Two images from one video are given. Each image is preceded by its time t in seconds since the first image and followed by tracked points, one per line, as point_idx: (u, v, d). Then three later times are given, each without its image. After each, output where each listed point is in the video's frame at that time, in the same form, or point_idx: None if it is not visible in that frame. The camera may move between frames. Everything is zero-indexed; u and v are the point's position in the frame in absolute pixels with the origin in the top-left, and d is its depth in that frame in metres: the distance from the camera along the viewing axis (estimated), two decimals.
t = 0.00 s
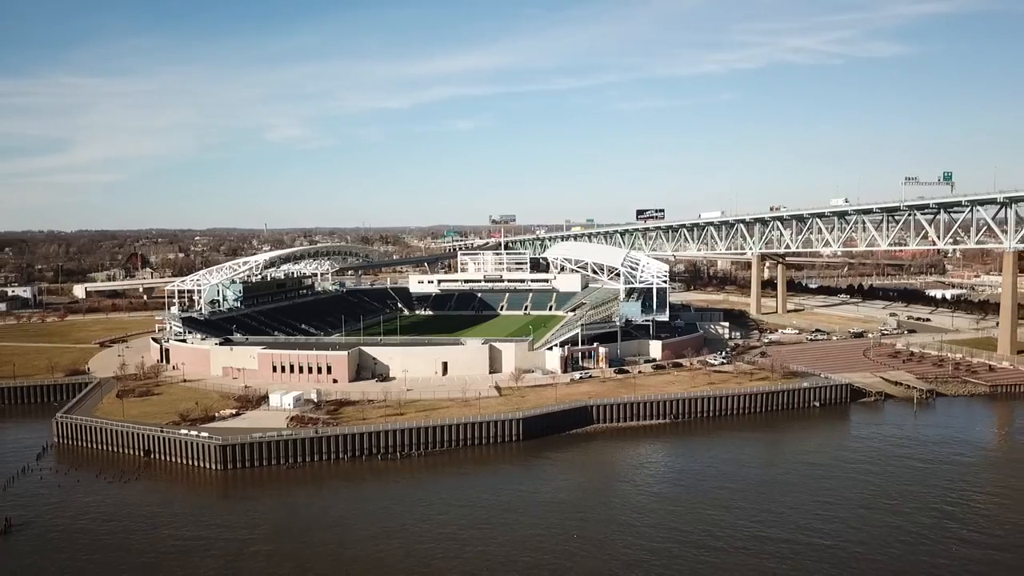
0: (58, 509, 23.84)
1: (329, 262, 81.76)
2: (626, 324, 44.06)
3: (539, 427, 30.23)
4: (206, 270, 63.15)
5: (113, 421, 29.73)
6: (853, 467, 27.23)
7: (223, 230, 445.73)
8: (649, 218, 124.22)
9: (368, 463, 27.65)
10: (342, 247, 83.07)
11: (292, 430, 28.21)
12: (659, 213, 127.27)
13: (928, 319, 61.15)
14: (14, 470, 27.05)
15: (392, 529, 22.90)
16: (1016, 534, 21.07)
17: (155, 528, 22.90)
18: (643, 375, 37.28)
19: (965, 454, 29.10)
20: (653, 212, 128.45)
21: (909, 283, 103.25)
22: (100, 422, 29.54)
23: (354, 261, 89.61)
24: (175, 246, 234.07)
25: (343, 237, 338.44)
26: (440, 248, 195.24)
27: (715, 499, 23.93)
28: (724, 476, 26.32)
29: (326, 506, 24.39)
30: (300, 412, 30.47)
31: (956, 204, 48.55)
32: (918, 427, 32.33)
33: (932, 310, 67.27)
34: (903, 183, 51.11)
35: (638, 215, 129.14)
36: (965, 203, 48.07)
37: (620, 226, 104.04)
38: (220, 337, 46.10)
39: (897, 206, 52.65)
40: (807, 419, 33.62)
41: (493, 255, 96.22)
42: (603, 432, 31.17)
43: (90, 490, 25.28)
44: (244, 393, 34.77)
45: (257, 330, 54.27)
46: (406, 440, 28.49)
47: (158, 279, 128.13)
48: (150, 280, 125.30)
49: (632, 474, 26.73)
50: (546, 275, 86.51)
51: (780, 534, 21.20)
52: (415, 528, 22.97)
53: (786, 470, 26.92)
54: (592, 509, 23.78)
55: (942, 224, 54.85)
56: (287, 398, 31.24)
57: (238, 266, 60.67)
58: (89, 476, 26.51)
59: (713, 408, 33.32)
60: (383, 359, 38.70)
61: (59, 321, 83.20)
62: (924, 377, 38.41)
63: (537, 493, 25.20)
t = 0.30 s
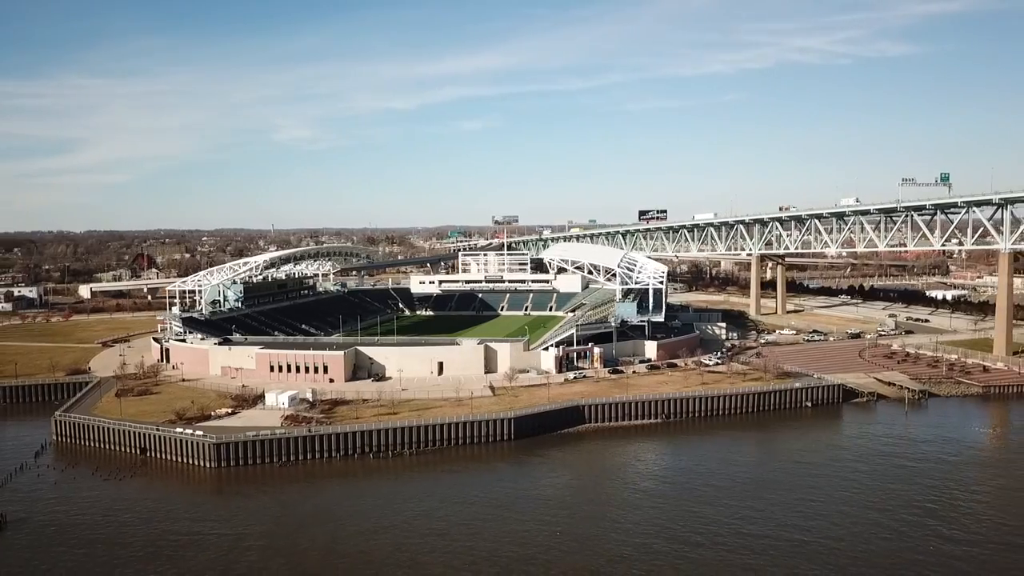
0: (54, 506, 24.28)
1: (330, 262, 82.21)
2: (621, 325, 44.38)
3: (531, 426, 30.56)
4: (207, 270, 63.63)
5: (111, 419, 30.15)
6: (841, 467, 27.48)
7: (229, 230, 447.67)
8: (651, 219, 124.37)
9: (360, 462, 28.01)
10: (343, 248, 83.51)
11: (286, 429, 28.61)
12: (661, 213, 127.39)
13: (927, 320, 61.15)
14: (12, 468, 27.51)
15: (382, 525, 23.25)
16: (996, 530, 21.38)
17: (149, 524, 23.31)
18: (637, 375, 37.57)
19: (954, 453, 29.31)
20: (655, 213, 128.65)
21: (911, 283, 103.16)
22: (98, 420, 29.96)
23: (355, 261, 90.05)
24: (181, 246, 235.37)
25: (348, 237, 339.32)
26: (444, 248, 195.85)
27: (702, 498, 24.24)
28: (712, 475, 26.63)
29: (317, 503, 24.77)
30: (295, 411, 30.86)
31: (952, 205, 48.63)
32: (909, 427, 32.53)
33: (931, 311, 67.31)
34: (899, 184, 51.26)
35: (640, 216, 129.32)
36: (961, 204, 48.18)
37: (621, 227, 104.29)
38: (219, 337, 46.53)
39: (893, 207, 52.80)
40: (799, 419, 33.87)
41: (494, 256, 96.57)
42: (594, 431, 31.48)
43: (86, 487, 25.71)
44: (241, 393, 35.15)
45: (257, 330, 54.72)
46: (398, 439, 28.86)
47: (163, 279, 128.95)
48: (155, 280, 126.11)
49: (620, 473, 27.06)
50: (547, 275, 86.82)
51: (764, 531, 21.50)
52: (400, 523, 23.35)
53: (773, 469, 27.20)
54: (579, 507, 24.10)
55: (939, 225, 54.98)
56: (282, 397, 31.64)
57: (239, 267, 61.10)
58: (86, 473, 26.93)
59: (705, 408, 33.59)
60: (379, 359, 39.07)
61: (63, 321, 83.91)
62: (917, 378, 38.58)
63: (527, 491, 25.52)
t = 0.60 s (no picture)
0: (51, 502, 24.70)
1: (331, 263, 82.59)
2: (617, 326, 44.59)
3: (523, 426, 30.85)
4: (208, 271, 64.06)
5: (108, 418, 30.56)
6: (828, 467, 27.67)
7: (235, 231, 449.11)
8: (654, 220, 124.53)
9: (353, 460, 28.32)
10: (345, 249, 83.90)
11: (280, 428, 28.95)
12: (663, 215, 127.47)
13: (925, 321, 61.10)
14: (11, 465, 27.94)
15: (372, 521, 23.58)
16: (978, 527, 21.57)
17: (143, 520, 23.68)
18: (631, 375, 37.78)
19: (943, 453, 29.44)
20: (658, 214, 128.80)
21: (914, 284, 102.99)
22: (95, 419, 30.33)
23: (357, 262, 90.47)
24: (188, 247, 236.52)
25: (354, 238, 340.44)
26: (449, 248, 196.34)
27: (688, 497, 24.47)
28: (699, 473, 26.88)
29: (309, 501, 25.08)
30: (289, 410, 31.21)
31: (948, 207, 48.69)
32: (900, 427, 32.70)
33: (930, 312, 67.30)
34: (896, 185, 51.41)
35: (643, 216, 129.44)
36: (957, 206, 48.28)
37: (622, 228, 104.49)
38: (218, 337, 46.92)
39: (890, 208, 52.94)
40: (790, 419, 34.06)
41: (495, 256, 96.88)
42: (586, 431, 31.75)
43: (83, 484, 26.12)
44: (238, 392, 35.48)
45: (257, 330, 55.11)
46: (391, 438, 29.19)
47: (168, 280, 129.66)
48: (161, 280, 126.76)
49: (609, 471, 27.31)
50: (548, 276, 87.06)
51: (747, 528, 21.76)
52: (389, 519, 23.69)
53: (761, 468, 27.42)
54: (567, 504, 24.38)
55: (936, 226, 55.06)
56: (277, 396, 31.98)
57: (239, 267, 61.45)
58: (83, 471, 27.35)
59: (696, 408, 33.79)
60: (375, 359, 39.39)
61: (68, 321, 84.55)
62: (911, 379, 38.71)
63: (516, 489, 25.81)
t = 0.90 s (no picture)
0: (48, 499, 25.13)
1: (332, 263, 82.95)
2: (613, 325, 44.90)
3: (514, 424, 31.17)
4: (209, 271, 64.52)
5: (107, 416, 31.01)
6: (816, 465, 27.90)
7: (240, 231, 450.62)
8: (656, 220, 124.66)
9: (345, 458, 28.67)
10: (346, 249, 84.26)
11: (274, 426, 29.34)
12: (665, 215, 127.56)
13: (924, 321, 61.16)
14: (10, 462, 28.41)
15: (361, 517, 23.92)
16: (961, 524, 21.75)
17: (137, 515, 24.10)
18: (625, 375, 38.05)
19: (932, 451, 29.64)
20: (660, 214, 128.88)
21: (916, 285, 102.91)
22: (93, 417, 30.81)
23: (359, 262, 90.85)
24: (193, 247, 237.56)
25: (359, 238, 341.44)
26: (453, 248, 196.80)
27: (674, 494, 24.75)
28: (687, 471, 27.14)
29: (300, 497, 25.44)
30: (285, 409, 31.60)
31: (945, 207, 48.83)
32: (891, 426, 32.87)
33: (930, 312, 67.36)
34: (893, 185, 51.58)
35: (645, 216, 129.52)
36: (953, 205, 48.41)
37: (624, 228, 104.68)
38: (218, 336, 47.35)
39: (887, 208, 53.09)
40: (782, 418, 34.27)
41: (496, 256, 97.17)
42: (578, 429, 32.05)
43: (79, 481, 26.58)
44: (236, 391, 35.89)
45: (257, 330, 55.53)
46: (383, 436, 29.53)
47: (173, 280, 130.42)
48: (166, 280, 127.48)
49: (598, 469, 27.58)
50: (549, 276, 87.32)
51: (730, 524, 22.03)
52: (378, 514, 24.05)
53: (749, 467, 27.65)
54: (554, 501, 24.69)
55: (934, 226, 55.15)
56: (273, 395, 32.39)
57: (240, 267, 61.87)
58: (80, 468, 27.80)
59: (688, 407, 34.03)
60: (372, 359, 39.76)
61: (72, 321, 85.21)
62: (905, 379, 38.85)
63: (505, 486, 26.12)
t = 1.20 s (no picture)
0: (45, 495, 25.57)
1: (334, 263, 83.36)
2: (610, 326, 45.15)
3: (507, 423, 31.49)
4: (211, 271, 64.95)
5: (105, 415, 31.46)
6: (805, 464, 28.12)
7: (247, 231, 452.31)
8: (659, 220, 124.77)
9: (339, 456, 29.03)
10: (348, 249, 84.66)
11: (269, 425, 29.74)
12: (668, 215, 127.64)
13: (923, 322, 61.20)
14: (10, 460, 28.89)
15: (352, 513, 24.28)
16: (943, 521, 21.96)
17: (132, 511, 24.52)
18: (619, 375, 38.31)
19: (922, 451, 29.82)
20: (663, 215, 128.98)
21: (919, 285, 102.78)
22: (92, 415, 31.26)
23: (361, 262, 91.24)
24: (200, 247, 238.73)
25: (364, 238, 342.42)
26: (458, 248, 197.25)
27: (661, 492, 25.04)
28: (676, 470, 27.41)
29: (293, 494, 25.82)
30: (281, 408, 31.99)
31: (942, 207, 48.95)
32: (882, 426, 33.04)
33: (930, 313, 67.37)
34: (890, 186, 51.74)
35: (649, 217, 129.58)
36: (950, 206, 48.52)
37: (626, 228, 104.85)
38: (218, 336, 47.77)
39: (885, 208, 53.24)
40: (774, 418, 34.48)
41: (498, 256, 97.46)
42: (570, 429, 32.35)
43: (77, 478, 27.01)
44: (233, 390, 36.29)
45: (258, 330, 55.94)
46: (377, 435, 29.87)
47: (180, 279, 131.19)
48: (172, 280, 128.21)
49: (587, 467, 27.89)
50: (551, 276, 87.57)
51: (714, 521, 22.29)
52: (368, 511, 24.41)
53: (738, 466, 27.90)
54: (543, 498, 25.00)
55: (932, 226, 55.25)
56: (269, 394, 32.78)
57: (241, 268, 62.28)
58: (78, 465, 28.24)
59: (680, 407, 34.27)
60: (369, 358, 40.13)
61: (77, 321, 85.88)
62: (899, 379, 39.01)
63: (495, 484, 26.43)
